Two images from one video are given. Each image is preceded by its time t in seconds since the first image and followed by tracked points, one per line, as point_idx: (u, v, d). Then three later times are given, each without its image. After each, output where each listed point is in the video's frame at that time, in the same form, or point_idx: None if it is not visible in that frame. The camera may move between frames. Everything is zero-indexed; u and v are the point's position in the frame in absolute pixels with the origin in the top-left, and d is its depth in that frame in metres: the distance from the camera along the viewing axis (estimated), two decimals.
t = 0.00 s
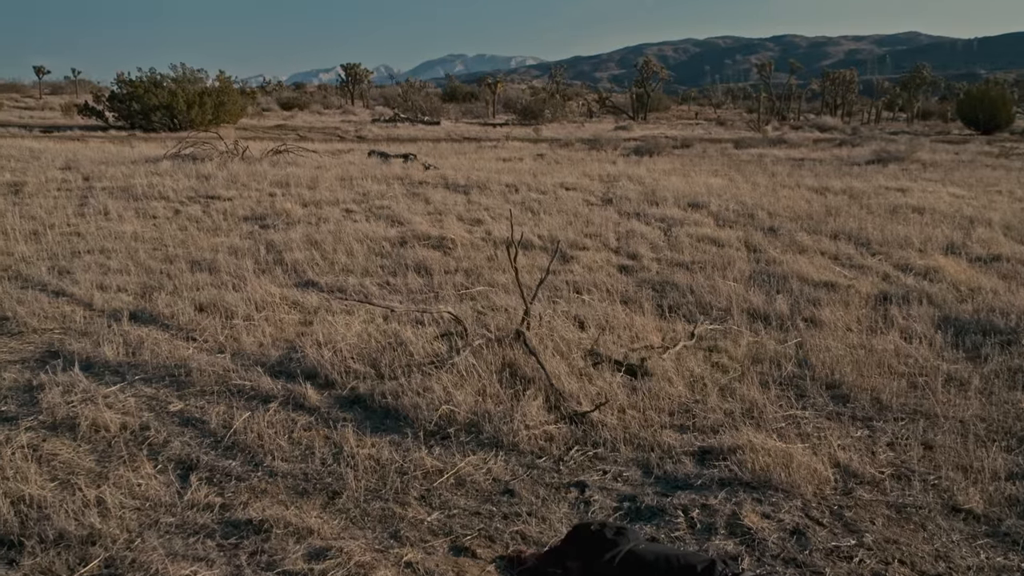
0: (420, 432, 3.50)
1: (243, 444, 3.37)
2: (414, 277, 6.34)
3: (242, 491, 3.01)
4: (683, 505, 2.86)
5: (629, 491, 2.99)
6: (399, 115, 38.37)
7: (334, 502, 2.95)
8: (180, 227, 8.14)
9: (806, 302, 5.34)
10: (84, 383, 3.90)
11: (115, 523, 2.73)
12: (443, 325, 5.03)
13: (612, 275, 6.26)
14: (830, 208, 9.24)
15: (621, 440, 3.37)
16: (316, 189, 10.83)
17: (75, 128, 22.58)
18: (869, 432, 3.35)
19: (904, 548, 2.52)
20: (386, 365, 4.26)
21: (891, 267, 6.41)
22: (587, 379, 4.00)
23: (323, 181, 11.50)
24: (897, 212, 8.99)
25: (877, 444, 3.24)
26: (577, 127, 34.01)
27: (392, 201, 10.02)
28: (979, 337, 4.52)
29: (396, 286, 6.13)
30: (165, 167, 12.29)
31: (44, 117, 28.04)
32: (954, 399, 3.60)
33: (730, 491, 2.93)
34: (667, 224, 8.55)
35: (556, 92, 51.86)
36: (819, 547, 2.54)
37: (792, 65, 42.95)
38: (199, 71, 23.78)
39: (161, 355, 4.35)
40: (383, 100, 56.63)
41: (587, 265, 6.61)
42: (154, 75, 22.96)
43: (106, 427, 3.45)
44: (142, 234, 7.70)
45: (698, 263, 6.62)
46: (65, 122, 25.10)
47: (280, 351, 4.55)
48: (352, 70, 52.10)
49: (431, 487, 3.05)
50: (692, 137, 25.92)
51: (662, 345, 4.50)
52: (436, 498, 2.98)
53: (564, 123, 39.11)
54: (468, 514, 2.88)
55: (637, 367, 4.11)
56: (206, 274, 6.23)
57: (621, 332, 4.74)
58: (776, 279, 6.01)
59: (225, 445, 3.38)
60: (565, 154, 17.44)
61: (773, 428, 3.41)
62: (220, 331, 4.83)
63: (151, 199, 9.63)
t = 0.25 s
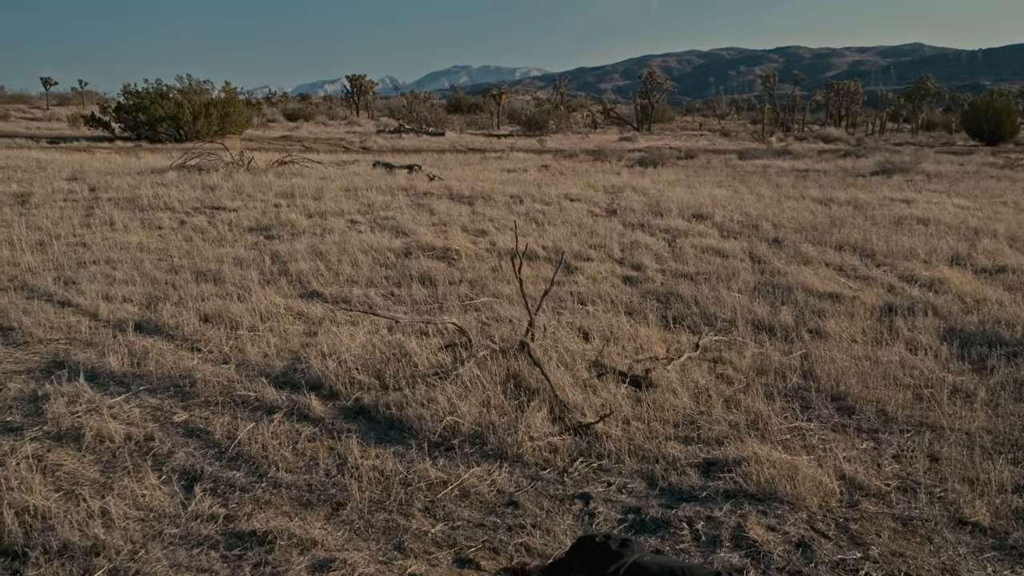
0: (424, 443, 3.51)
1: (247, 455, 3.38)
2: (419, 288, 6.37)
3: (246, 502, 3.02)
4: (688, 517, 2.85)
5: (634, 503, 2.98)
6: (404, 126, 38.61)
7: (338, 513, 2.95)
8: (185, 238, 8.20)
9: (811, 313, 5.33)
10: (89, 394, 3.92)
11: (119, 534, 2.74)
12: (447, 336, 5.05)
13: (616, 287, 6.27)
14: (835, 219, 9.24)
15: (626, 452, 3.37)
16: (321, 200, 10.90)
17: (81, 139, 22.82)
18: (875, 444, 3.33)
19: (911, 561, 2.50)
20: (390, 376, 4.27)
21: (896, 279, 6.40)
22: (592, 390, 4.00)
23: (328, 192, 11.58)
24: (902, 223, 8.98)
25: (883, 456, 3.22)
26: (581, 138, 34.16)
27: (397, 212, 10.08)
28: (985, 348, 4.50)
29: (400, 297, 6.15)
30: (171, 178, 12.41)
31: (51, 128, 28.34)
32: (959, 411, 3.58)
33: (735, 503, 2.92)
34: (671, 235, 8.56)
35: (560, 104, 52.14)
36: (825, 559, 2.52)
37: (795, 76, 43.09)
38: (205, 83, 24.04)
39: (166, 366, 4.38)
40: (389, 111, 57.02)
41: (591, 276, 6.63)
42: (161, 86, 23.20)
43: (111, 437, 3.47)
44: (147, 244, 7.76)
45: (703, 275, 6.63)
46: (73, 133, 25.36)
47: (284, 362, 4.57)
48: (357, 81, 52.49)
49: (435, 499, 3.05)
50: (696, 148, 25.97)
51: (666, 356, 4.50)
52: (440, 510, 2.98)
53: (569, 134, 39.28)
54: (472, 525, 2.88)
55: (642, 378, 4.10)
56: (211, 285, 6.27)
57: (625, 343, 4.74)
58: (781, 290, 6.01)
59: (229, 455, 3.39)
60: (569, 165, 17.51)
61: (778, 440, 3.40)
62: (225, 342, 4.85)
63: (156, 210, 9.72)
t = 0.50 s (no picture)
0: (429, 453, 3.51)
1: (251, 466, 3.38)
2: (423, 298, 6.39)
3: (251, 513, 3.02)
4: (693, 528, 2.84)
5: (639, 514, 2.98)
6: (408, 136, 38.85)
7: (343, 523, 2.95)
8: (191, 248, 8.26)
9: (816, 324, 5.32)
10: (94, 404, 3.94)
11: (123, 544, 2.74)
12: (452, 346, 5.06)
13: (621, 297, 6.27)
14: (840, 230, 9.24)
15: (631, 463, 3.36)
16: (326, 210, 10.97)
17: (88, 149, 23.05)
18: (881, 456, 3.31)
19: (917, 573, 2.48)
20: (395, 386, 4.29)
21: (901, 289, 6.38)
22: (597, 401, 4.00)
23: (333, 202, 11.66)
24: (907, 234, 8.96)
25: (889, 467, 3.21)
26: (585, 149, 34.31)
27: (402, 222, 10.13)
28: (991, 359, 4.48)
29: (405, 307, 6.17)
30: (177, 188, 12.52)
31: (59, 138, 28.65)
32: (966, 423, 3.57)
33: (740, 514, 2.91)
34: (676, 246, 8.57)
35: (564, 114, 52.37)
36: (831, 572, 2.51)
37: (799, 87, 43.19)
38: (211, 93, 24.29)
39: (171, 376, 4.40)
40: (393, 122, 57.37)
41: (596, 287, 6.64)
42: (167, 97, 23.43)
43: (116, 447, 3.48)
44: (153, 254, 7.81)
45: (708, 285, 6.63)
46: (80, 143, 25.63)
47: (289, 372, 4.59)
48: (362, 92, 52.86)
49: (440, 509, 3.05)
50: (701, 158, 26.02)
51: (671, 367, 4.49)
52: (445, 520, 2.98)
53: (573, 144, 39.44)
54: (477, 536, 2.87)
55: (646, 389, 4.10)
56: (217, 295, 6.31)
57: (630, 354, 4.74)
58: (786, 301, 6.00)
59: (234, 466, 3.39)
60: (574, 176, 17.57)
61: (783, 451, 3.39)
62: (230, 351, 4.88)
63: (162, 220, 9.80)
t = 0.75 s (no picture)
0: (436, 461, 3.52)
1: (259, 473, 3.40)
2: (431, 306, 6.42)
3: (258, 520, 3.03)
4: (701, 537, 2.83)
5: (647, 523, 2.97)
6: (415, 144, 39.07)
7: (350, 531, 2.96)
8: (199, 255, 8.34)
9: (824, 333, 5.30)
10: (103, 411, 3.97)
11: (131, 551, 2.76)
12: (459, 354, 5.08)
13: (629, 305, 6.28)
14: (848, 238, 9.21)
15: (638, 471, 3.36)
16: (334, 218, 11.04)
17: (98, 157, 23.32)
18: (890, 465, 3.29)
19: None
20: (403, 394, 4.30)
21: (910, 297, 6.35)
22: (604, 409, 4.00)
23: (341, 210, 11.74)
24: (915, 242, 8.92)
25: (898, 476, 3.19)
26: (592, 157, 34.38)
27: (409, 230, 10.19)
28: (1001, 368, 4.45)
29: (413, 314, 6.20)
30: (186, 195, 12.65)
31: (69, 146, 29.00)
32: (976, 432, 3.54)
33: (748, 524, 2.90)
34: (683, 254, 8.57)
35: (570, 122, 52.52)
36: None
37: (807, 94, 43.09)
38: (220, 102, 24.55)
39: (179, 383, 4.43)
40: (401, 130, 57.69)
41: (604, 295, 6.65)
42: (176, 105, 23.67)
43: (124, 454, 3.51)
44: (161, 262, 7.89)
45: (715, 293, 6.62)
46: (90, 151, 25.94)
47: (297, 379, 4.61)
48: (370, 100, 53.21)
49: (447, 518, 3.05)
50: (708, 166, 25.93)
51: (679, 375, 4.49)
52: (452, 529, 2.98)
53: (579, 152, 39.54)
54: (484, 545, 2.87)
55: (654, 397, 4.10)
56: (225, 302, 6.36)
57: (638, 362, 4.74)
58: (794, 309, 5.99)
59: (241, 473, 3.41)
60: (581, 184, 17.61)
61: (791, 460, 3.38)
62: (238, 359, 4.91)
63: (171, 228, 9.89)
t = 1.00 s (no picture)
0: (445, 468, 3.53)
1: (268, 479, 3.43)
2: (440, 312, 6.45)
3: (267, 526, 3.05)
4: (710, 545, 2.83)
5: (656, 531, 2.97)
6: (424, 150, 39.30)
7: (359, 537, 2.97)
8: (209, 261, 8.42)
9: (834, 340, 5.28)
10: (113, 416, 4.01)
11: (140, 556, 2.78)
12: (468, 360, 5.10)
13: (638, 312, 6.28)
14: (857, 245, 9.16)
15: (647, 479, 3.36)
16: (344, 224, 11.11)
17: (110, 163, 23.62)
18: (901, 473, 3.27)
19: None
20: (411, 400, 4.33)
21: (920, 305, 6.31)
22: (613, 416, 4.01)
23: (350, 216, 11.83)
24: (926, 249, 8.86)
25: (909, 485, 3.17)
26: (601, 163, 34.41)
27: (418, 237, 10.24)
28: (1014, 376, 4.41)
29: (421, 321, 6.23)
30: (196, 202, 12.79)
31: (81, 153, 29.38)
32: (988, 440, 3.51)
33: (758, 532, 2.90)
34: (692, 260, 8.55)
35: (579, 129, 52.61)
36: None
37: (816, 100, 42.90)
38: (230, 108, 24.81)
39: (189, 389, 4.48)
40: (410, 137, 57.99)
41: (612, 301, 6.65)
42: (187, 112, 23.90)
43: (134, 459, 3.54)
44: (171, 268, 7.98)
45: (724, 300, 6.61)
46: (102, 158, 26.26)
47: (306, 385, 4.65)
48: (379, 107, 53.53)
49: (455, 524, 3.06)
50: (717, 173, 25.91)
51: (688, 382, 4.48)
52: (461, 535, 2.99)
53: (588, 159, 39.59)
54: (492, 552, 2.88)
55: (663, 404, 4.10)
56: (234, 308, 6.42)
57: (647, 369, 4.74)
58: (803, 316, 5.96)
59: (250, 479, 3.44)
60: (590, 190, 17.63)
61: (801, 468, 3.36)
62: (248, 365, 4.96)
63: (181, 234, 10.00)
